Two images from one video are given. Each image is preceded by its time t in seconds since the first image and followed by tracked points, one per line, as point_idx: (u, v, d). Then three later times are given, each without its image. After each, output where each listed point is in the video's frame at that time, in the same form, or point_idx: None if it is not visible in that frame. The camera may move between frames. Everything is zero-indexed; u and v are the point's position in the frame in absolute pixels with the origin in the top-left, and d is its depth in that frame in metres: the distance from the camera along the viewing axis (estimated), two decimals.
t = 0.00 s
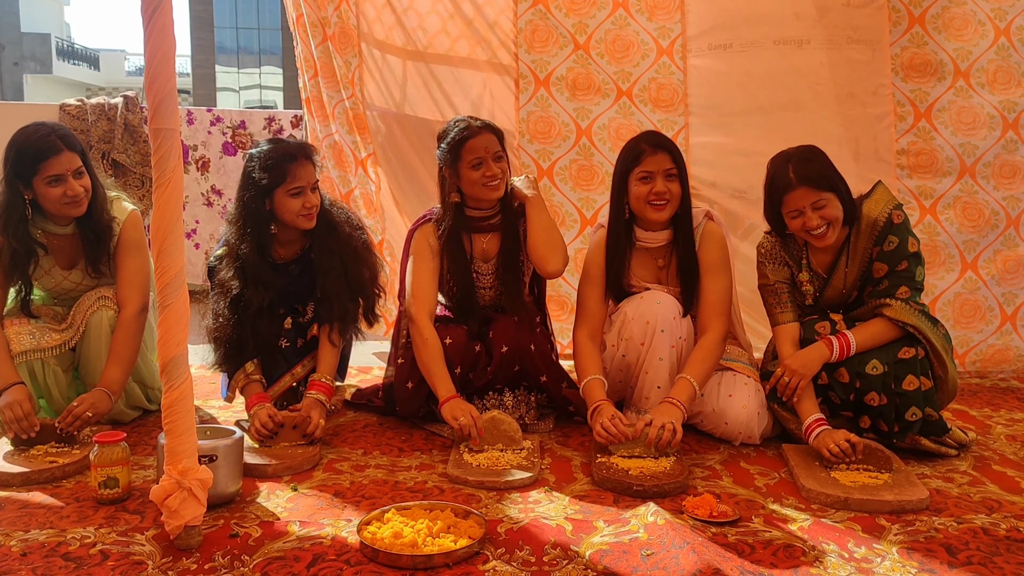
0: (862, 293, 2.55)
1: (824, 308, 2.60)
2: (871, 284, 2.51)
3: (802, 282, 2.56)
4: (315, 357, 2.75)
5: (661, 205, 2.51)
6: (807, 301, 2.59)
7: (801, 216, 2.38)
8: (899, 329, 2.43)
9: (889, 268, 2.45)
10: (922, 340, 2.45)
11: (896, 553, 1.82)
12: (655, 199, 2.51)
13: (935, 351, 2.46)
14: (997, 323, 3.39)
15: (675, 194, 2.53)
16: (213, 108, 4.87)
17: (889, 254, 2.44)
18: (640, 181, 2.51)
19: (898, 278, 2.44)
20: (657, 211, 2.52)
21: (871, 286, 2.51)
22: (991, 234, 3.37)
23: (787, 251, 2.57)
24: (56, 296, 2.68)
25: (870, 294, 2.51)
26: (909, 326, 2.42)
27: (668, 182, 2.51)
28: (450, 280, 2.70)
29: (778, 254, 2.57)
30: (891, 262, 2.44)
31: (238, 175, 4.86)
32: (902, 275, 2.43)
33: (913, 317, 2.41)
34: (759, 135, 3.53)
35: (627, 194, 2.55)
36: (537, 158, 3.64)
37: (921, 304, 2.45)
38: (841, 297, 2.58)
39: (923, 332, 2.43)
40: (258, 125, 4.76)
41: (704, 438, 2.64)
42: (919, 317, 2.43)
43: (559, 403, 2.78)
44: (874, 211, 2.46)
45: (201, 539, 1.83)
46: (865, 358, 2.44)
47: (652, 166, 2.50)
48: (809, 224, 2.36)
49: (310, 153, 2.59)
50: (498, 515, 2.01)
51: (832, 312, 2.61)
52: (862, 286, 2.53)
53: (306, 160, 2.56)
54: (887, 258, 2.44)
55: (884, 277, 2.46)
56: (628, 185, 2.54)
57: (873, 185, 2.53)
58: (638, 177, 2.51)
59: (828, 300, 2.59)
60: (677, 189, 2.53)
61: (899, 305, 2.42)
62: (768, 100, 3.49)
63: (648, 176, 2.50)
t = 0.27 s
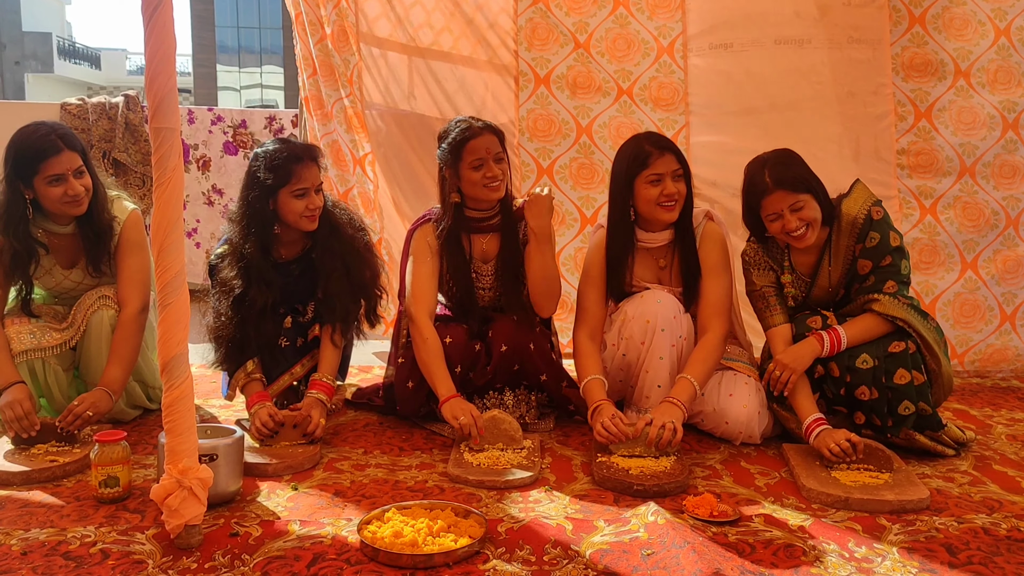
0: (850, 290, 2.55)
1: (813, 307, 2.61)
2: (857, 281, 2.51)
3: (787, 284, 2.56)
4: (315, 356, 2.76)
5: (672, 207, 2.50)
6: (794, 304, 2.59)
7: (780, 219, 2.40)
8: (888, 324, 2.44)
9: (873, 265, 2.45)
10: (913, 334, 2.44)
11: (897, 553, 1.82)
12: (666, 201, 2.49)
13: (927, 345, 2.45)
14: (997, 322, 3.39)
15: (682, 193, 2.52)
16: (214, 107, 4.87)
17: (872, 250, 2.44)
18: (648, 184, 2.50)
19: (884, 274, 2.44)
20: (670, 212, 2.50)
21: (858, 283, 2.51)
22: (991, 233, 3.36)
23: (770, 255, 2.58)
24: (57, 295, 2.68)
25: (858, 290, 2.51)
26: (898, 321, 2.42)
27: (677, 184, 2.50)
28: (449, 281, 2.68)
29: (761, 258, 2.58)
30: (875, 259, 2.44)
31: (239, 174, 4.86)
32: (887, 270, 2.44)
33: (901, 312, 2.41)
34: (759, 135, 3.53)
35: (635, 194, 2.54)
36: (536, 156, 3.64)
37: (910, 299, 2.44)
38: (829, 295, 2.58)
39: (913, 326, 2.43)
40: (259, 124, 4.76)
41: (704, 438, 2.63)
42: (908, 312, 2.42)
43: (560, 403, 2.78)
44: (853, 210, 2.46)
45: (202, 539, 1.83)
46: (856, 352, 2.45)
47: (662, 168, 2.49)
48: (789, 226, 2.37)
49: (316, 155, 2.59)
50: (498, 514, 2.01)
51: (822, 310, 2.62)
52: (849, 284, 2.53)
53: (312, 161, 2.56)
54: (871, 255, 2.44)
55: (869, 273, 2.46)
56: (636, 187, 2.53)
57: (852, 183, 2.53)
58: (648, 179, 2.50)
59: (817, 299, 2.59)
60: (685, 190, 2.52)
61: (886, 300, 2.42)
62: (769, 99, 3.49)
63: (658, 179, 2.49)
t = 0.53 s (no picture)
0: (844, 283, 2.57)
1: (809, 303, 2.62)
2: (851, 272, 2.53)
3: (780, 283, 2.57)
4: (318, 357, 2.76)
5: (672, 207, 2.50)
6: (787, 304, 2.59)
7: (771, 214, 2.40)
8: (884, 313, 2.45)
9: (865, 255, 2.48)
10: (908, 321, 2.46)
11: (898, 553, 1.81)
12: (665, 202, 2.50)
13: (921, 331, 2.47)
14: (997, 322, 3.39)
15: (682, 194, 2.52)
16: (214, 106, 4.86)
17: (862, 241, 2.47)
18: (647, 185, 2.50)
19: (876, 263, 2.46)
20: (669, 213, 2.50)
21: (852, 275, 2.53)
22: (991, 233, 3.36)
23: (763, 255, 2.59)
24: (57, 295, 2.68)
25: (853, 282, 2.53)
26: (893, 308, 2.43)
27: (675, 184, 2.50)
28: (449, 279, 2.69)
29: (754, 259, 2.59)
30: (866, 249, 2.47)
31: (239, 173, 4.86)
32: (879, 259, 2.46)
33: (896, 299, 2.42)
34: (760, 134, 3.53)
35: (635, 196, 2.53)
36: (536, 155, 3.64)
37: (903, 287, 2.46)
38: (824, 290, 2.59)
39: (908, 314, 2.44)
40: (259, 123, 4.75)
41: (705, 437, 2.63)
42: (902, 299, 2.44)
43: (560, 402, 2.78)
44: (841, 203, 2.50)
45: (203, 538, 1.83)
46: (855, 342, 2.45)
47: (661, 168, 2.49)
48: (783, 219, 2.38)
49: (320, 156, 2.58)
50: (498, 514, 2.01)
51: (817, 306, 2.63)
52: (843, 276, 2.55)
53: (316, 162, 2.56)
54: (862, 245, 2.48)
55: (861, 264, 2.49)
56: (636, 188, 2.52)
57: (836, 178, 2.58)
58: (648, 180, 2.49)
59: (812, 294, 2.60)
60: (683, 189, 2.52)
61: (881, 287, 2.43)
62: (769, 99, 3.49)
63: (657, 179, 2.49)
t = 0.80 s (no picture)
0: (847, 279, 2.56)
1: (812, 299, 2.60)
2: (855, 269, 2.52)
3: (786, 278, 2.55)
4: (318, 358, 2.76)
5: (670, 207, 2.51)
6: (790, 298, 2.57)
7: (788, 200, 2.41)
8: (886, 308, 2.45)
9: (871, 253, 2.47)
10: (909, 316, 2.46)
11: (896, 552, 1.81)
12: (662, 203, 2.50)
13: (923, 326, 2.48)
14: (995, 321, 3.39)
15: (679, 194, 2.52)
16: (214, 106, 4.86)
17: (869, 238, 2.46)
18: (645, 185, 2.50)
19: (880, 261, 2.46)
20: (665, 214, 2.50)
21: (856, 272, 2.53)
22: (989, 232, 3.37)
23: (771, 250, 2.58)
24: (57, 294, 2.68)
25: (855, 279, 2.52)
26: (896, 304, 2.43)
27: (673, 184, 2.50)
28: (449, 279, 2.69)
29: (762, 253, 2.57)
30: (872, 247, 2.46)
31: (239, 173, 4.86)
32: (884, 257, 2.45)
33: (899, 294, 2.42)
34: (759, 133, 3.53)
35: (633, 196, 2.53)
36: (535, 153, 3.64)
37: (905, 283, 2.46)
38: (828, 286, 2.58)
39: (909, 308, 2.45)
40: (259, 123, 4.75)
41: (704, 436, 2.63)
42: (904, 294, 2.44)
43: (559, 402, 2.78)
44: (850, 199, 2.50)
45: (202, 537, 1.83)
46: (857, 336, 2.46)
47: (659, 169, 2.49)
48: (801, 206, 2.39)
49: (320, 158, 2.59)
50: (497, 513, 2.01)
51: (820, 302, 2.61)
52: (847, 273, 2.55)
53: (316, 164, 2.56)
54: (867, 243, 2.47)
55: (866, 261, 2.48)
56: (634, 189, 2.52)
57: (845, 176, 2.58)
58: (645, 180, 2.49)
59: (815, 290, 2.58)
60: (681, 190, 2.53)
61: (884, 282, 2.43)
62: (768, 98, 3.49)
63: (654, 180, 2.49)
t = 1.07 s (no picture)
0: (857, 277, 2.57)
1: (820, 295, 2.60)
2: (866, 267, 2.53)
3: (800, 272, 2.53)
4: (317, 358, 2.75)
5: (668, 207, 2.50)
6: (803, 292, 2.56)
7: (823, 186, 2.41)
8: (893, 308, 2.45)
9: (884, 250, 2.48)
10: (915, 317, 2.47)
11: (895, 552, 1.81)
12: (661, 202, 2.50)
13: (929, 328, 2.48)
14: (994, 320, 3.39)
15: (677, 194, 2.52)
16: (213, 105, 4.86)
17: (883, 236, 2.47)
18: (644, 185, 2.50)
19: (892, 259, 2.47)
20: (664, 213, 2.50)
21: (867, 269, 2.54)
22: (988, 232, 3.37)
23: (784, 244, 2.57)
24: (56, 294, 2.67)
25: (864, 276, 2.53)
26: (904, 304, 2.44)
27: (671, 184, 2.50)
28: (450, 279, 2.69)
29: (776, 248, 2.56)
30: (885, 245, 2.47)
31: (238, 172, 4.86)
32: (896, 256, 2.46)
33: (908, 295, 2.42)
34: (758, 132, 3.53)
35: (632, 195, 2.53)
36: (534, 151, 3.63)
37: (914, 284, 2.47)
38: (837, 283, 2.58)
39: (916, 309, 2.45)
40: (258, 122, 4.75)
41: (703, 435, 2.63)
42: (913, 296, 2.45)
43: (558, 401, 2.78)
44: (867, 195, 2.49)
45: (200, 536, 1.83)
46: (861, 334, 2.46)
47: (657, 168, 2.49)
48: (835, 191, 2.40)
49: (317, 158, 2.58)
50: (497, 512, 2.01)
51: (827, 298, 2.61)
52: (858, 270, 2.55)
53: (313, 164, 2.56)
54: (881, 241, 2.48)
55: (878, 259, 2.49)
56: (633, 188, 2.52)
57: (859, 173, 2.58)
58: (643, 180, 2.49)
59: (826, 285, 2.58)
60: (679, 190, 2.53)
61: (893, 282, 2.44)
62: (767, 97, 3.49)
63: (653, 179, 2.49)
